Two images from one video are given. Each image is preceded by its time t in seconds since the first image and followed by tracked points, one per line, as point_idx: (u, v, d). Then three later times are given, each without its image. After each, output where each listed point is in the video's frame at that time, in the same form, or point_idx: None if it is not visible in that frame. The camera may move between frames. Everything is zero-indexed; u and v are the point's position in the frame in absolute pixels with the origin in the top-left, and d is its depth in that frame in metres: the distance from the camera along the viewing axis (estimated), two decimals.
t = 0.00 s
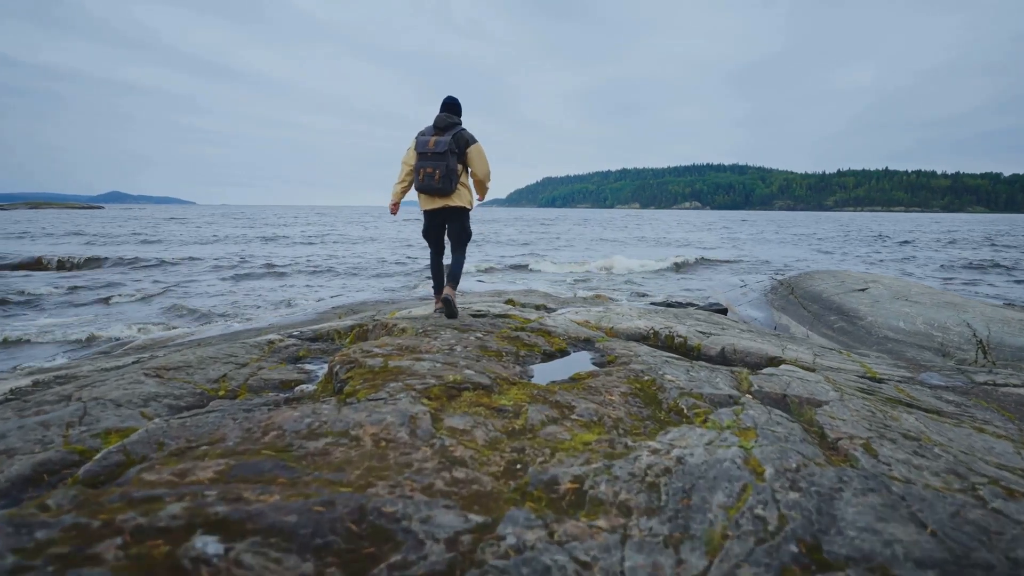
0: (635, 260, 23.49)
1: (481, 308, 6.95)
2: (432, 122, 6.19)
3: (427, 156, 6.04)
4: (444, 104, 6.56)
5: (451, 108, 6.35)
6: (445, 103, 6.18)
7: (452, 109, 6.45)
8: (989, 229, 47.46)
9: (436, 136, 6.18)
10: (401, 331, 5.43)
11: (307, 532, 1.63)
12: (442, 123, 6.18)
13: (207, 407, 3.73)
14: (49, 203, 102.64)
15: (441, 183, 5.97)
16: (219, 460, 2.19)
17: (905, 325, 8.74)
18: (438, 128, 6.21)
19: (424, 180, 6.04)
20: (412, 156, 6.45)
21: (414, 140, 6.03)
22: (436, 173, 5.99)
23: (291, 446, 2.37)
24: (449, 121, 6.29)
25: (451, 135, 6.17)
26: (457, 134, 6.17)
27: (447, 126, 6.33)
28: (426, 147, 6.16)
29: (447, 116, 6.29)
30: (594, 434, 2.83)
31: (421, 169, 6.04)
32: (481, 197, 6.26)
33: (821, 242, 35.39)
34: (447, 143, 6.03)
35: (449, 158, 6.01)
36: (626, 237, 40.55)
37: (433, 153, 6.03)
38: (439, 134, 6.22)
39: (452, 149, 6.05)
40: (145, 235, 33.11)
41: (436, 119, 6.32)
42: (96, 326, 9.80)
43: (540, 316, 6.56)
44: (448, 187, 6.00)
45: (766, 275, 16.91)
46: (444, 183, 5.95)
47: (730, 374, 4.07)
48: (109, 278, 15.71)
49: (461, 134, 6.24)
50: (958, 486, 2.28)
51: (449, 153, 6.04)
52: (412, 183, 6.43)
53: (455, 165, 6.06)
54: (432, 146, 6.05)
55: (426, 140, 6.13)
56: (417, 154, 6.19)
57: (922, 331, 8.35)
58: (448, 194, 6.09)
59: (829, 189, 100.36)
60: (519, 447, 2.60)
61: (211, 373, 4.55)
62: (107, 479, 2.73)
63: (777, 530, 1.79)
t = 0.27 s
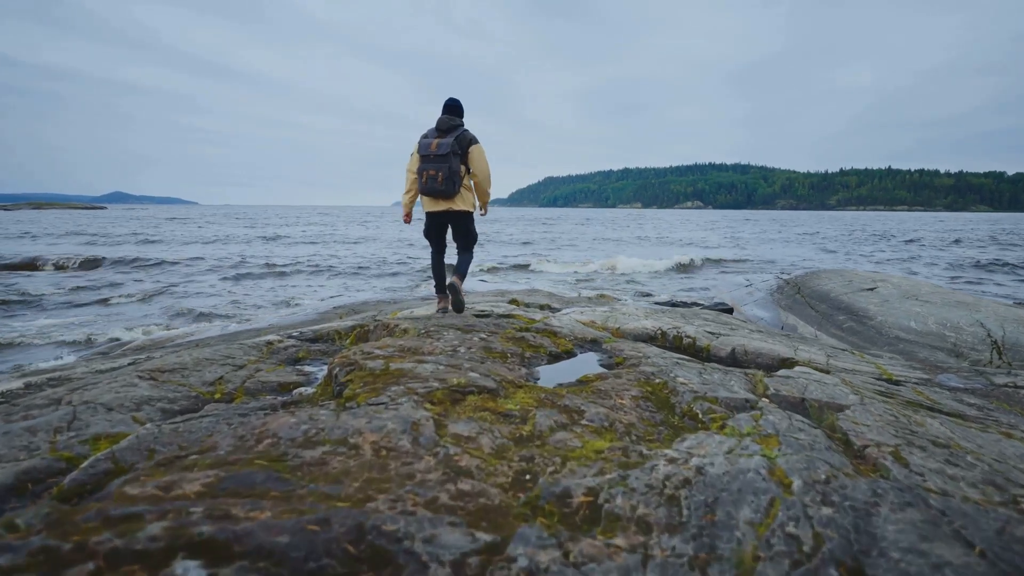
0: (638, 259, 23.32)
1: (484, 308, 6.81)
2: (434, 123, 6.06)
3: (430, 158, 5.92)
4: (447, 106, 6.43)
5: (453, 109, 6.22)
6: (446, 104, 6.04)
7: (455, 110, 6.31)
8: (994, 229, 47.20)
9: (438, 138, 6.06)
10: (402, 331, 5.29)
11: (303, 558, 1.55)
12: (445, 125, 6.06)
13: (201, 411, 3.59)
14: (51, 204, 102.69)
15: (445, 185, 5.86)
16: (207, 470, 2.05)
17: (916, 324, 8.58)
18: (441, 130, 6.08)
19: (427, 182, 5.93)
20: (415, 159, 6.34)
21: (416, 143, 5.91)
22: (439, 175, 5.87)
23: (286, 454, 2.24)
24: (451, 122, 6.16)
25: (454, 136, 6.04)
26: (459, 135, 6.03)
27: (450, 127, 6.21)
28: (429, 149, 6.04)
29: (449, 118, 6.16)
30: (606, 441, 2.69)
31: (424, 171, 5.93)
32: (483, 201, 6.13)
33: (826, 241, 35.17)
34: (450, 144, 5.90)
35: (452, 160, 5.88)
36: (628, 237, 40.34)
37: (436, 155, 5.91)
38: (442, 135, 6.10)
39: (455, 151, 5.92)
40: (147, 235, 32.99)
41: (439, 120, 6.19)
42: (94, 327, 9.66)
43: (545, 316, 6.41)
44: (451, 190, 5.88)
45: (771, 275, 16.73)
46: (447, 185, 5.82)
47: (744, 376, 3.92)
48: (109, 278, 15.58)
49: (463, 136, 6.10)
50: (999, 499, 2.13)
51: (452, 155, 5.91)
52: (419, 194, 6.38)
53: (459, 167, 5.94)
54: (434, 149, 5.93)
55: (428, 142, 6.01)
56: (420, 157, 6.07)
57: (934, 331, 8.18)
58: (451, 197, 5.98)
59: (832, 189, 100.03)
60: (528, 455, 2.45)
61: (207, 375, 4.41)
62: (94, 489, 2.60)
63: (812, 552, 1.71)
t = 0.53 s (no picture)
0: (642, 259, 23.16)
1: (488, 308, 6.67)
2: (439, 121, 5.94)
3: (435, 156, 5.80)
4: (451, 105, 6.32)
5: (457, 108, 6.12)
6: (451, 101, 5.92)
7: (459, 109, 6.19)
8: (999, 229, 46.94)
9: (444, 136, 5.94)
10: (404, 332, 5.15)
11: None
12: (448, 122, 5.93)
13: (194, 415, 3.45)
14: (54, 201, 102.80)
15: (450, 183, 5.74)
16: (193, 484, 1.91)
17: (926, 326, 8.43)
18: (445, 128, 5.95)
19: (432, 181, 5.81)
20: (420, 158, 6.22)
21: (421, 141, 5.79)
22: (444, 173, 5.75)
23: (279, 465, 2.10)
24: (456, 120, 6.04)
25: (459, 134, 5.92)
26: (464, 133, 5.92)
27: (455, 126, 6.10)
28: (434, 148, 5.92)
29: (453, 116, 6.05)
30: (617, 450, 2.55)
31: (430, 170, 5.81)
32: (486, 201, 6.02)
33: (830, 241, 34.95)
34: (456, 143, 5.79)
35: (457, 158, 5.77)
36: (631, 237, 40.17)
37: (441, 153, 5.79)
38: (447, 134, 5.98)
39: (461, 149, 5.81)
40: (147, 233, 32.85)
41: (443, 119, 6.07)
42: (91, 325, 9.52)
43: (550, 316, 6.27)
44: (457, 188, 5.76)
45: (776, 275, 16.58)
46: (453, 184, 5.71)
47: (758, 381, 3.78)
48: (108, 276, 15.44)
49: (469, 134, 5.99)
50: None
51: (458, 153, 5.79)
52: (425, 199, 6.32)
53: (464, 165, 5.82)
54: (440, 147, 5.81)
55: (433, 141, 5.89)
56: (425, 155, 5.95)
57: (945, 332, 8.03)
58: (456, 195, 5.86)
59: (835, 189, 99.69)
60: (537, 466, 2.31)
61: (203, 376, 4.28)
62: (79, 497, 2.47)
63: None
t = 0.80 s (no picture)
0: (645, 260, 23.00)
1: (491, 310, 6.53)
2: (443, 117, 5.84)
3: (440, 153, 5.69)
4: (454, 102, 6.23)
5: (462, 105, 6.02)
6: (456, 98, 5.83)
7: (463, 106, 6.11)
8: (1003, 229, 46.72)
9: (448, 132, 5.83)
10: (406, 335, 5.01)
11: None
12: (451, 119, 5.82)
13: (188, 423, 3.31)
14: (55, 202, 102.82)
15: (456, 180, 5.62)
16: (179, 503, 1.77)
17: (938, 327, 8.28)
18: (450, 125, 5.85)
19: (437, 178, 5.69)
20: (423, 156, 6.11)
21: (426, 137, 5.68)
22: (450, 170, 5.63)
23: (273, 480, 1.97)
24: (460, 117, 5.94)
25: (463, 131, 5.82)
26: (469, 130, 5.82)
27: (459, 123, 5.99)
28: (438, 144, 5.81)
29: (458, 113, 5.95)
30: (632, 461, 2.41)
31: (434, 166, 5.69)
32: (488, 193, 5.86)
33: (834, 241, 34.77)
34: (461, 140, 5.68)
35: (462, 155, 5.66)
36: (634, 237, 40.03)
37: (446, 150, 5.68)
38: (451, 130, 5.87)
39: (466, 146, 5.71)
40: (148, 234, 32.75)
41: (447, 116, 5.98)
42: (88, 328, 9.38)
43: (554, 318, 6.13)
44: (462, 185, 5.64)
45: (782, 275, 16.42)
46: (458, 181, 5.60)
47: (774, 386, 3.63)
48: (107, 277, 15.31)
49: (473, 132, 5.89)
50: None
51: (463, 149, 5.69)
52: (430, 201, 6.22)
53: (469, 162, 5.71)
54: (445, 143, 5.70)
55: (438, 137, 5.79)
56: (429, 152, 5.84)
57: (958, 333, 7.88)
58: (461, 193, 5.74)
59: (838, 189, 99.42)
60: (548, 478, 2.17)
61: (199, 381, 4.13)
62: (63, 512, 2.33)
63: None
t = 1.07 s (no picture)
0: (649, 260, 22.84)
1: (495, 311, 6.40)
2: (448, 114, 5.74)
3: (445, 148, 5.59)
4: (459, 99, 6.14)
5: (467, 101, 5.93)
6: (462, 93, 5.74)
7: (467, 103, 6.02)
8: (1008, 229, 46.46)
9: (453, 128, 5.74)
10: (407, 337, 4.88)
11: None
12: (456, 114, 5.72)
13: (181, 430, 3.18)
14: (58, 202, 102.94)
15: (461, 176, 5.51)
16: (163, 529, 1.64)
17: (949, 328, 8.12)
18: (455, 120, 5.75)
19: (441, 173, 5.58)
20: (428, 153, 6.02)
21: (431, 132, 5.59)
22: (454, 165, 5.53)
23: (266, 497, 1.84)
24: (465, 113, 5.85)
25: (469, 127, 5.72)
26: (474, 126, 5.72)
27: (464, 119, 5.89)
28: (443, 140, 5.72)
29: (463, 109, 5.86)
30: (647, 474, 2.27)
31: (439, 162, 5.59)
32: (492, 185, 5.75)
33: (838, 241, 34.57)
34: (466, 136, 5.59)
35: (467, 151, 5.56)
36: (637, 237, 39.86)
37: (451, 145, 5.58)
38: (456, 126, 5.77)
39: (471, 142, 5.61)
40: (150, 233, 32.67)
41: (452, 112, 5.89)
42: (85, 328, 9.26)
43: (559, 320, 5.99)
44: (467, 181, 5.53)
45: (787, 275, 16.26)
46: (463, 177, 5.49)
47: (791, 392, 3.49)
48: (107, 276, 15.18)
49: (478, 128, 5.80)
50: None
51: (468, 145, 5.59)
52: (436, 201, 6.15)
53: (474, 158, 5.61)
54: (450, 138, 5.61)
55: (443, 133, 5.69)
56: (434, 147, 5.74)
57: (970, 335, 7.73)
58: (467, 189, 5.63)
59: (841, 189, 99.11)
60: (560, 494, 2.04)
61: (194, 386, 3.99)
62: (46, 527, 2.21)
63: None
